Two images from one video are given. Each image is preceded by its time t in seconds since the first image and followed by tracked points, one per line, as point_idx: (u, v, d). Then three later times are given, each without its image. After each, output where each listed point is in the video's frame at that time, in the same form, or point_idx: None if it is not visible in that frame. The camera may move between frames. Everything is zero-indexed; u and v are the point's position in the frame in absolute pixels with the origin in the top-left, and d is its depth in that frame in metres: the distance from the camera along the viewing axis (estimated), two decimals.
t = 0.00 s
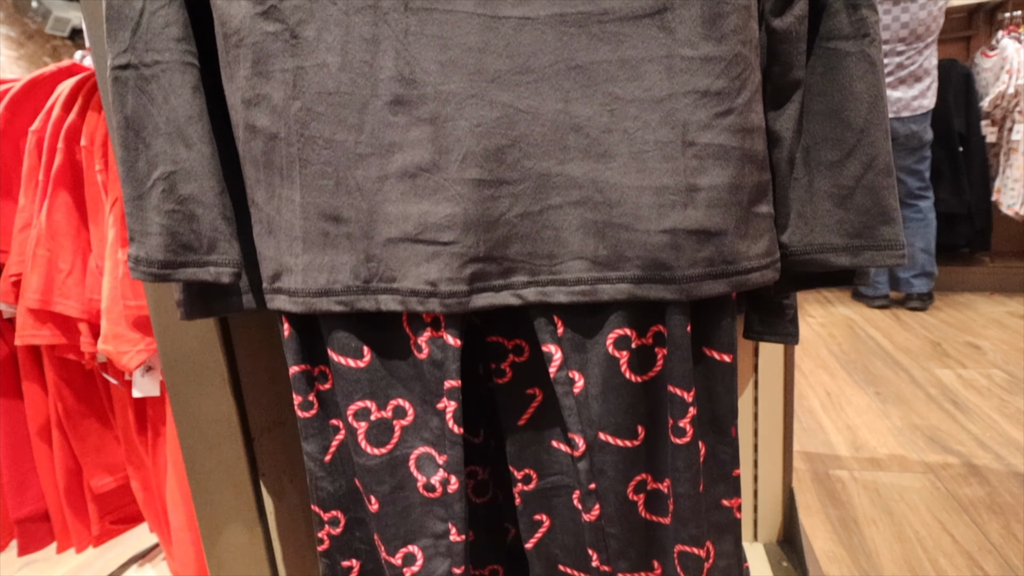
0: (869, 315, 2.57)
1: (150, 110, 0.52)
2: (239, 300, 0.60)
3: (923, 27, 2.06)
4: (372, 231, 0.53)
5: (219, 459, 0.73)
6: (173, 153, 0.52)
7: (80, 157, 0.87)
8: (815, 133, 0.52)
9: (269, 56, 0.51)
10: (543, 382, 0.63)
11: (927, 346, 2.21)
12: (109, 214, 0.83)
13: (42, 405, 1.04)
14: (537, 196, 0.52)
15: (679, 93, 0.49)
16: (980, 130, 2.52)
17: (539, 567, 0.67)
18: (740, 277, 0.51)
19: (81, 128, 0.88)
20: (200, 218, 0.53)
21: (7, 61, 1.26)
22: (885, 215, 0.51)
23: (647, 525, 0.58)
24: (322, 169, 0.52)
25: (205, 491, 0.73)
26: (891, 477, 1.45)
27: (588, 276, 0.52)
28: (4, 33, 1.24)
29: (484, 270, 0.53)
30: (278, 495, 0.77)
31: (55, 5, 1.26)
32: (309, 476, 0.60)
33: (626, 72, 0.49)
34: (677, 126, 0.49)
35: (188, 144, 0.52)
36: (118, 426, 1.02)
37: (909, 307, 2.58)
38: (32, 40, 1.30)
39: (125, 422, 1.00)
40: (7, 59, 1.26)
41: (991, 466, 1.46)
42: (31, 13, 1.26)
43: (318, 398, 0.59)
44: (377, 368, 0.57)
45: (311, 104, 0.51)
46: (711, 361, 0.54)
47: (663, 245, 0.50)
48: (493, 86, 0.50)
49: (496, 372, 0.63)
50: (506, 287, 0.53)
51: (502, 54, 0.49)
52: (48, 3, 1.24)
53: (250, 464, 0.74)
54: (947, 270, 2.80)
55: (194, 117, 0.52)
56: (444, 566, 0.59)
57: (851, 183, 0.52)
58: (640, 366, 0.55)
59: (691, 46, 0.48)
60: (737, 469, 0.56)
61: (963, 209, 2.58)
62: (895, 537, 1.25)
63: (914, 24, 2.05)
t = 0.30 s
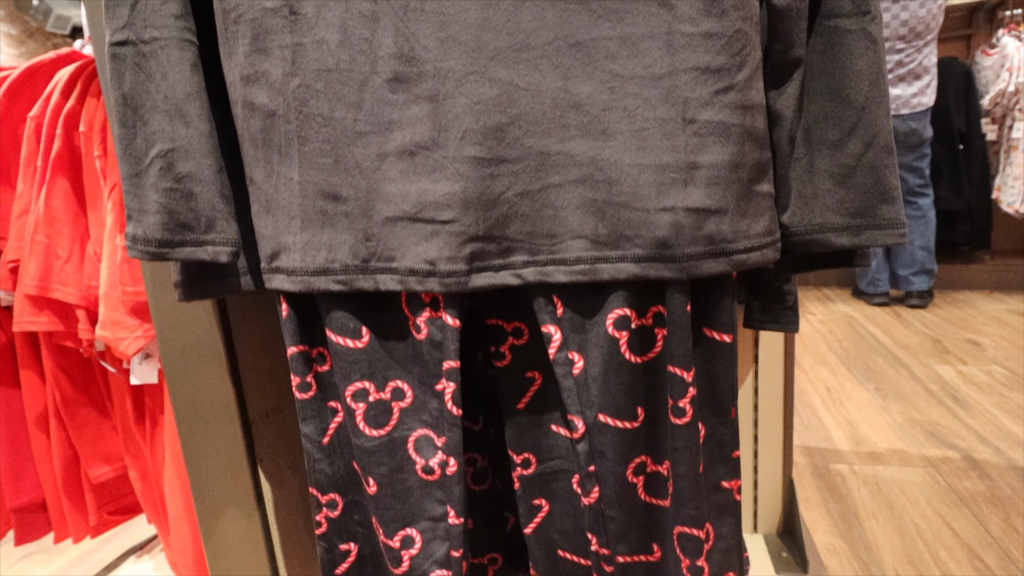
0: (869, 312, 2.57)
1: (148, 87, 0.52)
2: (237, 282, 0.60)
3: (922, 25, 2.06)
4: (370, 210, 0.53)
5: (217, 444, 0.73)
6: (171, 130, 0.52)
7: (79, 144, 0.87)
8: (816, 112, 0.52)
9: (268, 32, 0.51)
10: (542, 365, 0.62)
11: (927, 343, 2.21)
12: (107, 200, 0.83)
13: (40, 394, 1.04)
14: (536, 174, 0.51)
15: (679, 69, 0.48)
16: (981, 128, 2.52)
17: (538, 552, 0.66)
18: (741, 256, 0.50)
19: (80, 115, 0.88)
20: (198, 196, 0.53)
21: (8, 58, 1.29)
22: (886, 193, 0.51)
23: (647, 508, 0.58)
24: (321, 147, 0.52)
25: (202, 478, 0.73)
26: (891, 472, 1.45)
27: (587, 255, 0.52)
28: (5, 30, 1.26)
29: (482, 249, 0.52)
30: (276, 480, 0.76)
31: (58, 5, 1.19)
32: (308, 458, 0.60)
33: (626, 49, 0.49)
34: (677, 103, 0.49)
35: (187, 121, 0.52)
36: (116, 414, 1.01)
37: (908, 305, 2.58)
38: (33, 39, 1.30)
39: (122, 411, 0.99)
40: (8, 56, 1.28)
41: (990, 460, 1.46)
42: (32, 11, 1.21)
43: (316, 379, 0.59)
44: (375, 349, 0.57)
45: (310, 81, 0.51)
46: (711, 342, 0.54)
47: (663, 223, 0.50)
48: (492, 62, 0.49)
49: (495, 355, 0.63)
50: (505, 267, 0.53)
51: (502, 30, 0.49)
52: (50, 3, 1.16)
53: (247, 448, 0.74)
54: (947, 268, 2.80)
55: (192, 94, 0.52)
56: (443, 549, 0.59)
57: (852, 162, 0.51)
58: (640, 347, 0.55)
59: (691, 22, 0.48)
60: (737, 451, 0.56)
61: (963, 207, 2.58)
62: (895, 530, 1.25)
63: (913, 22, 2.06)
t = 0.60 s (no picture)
0: (867, 308, 2.57)
1: (143, 62, 0.52)
2: (233, 262, 0.59)
3: (920, 22, 2.06)
4: (367, 186, 0.52)
5: (212, 428, 0.72)
6: (165, 106, 0.52)
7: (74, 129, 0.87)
8: (814, 89, 0.52)
9: (264, 6, 0.51)
10: (540, 346, 0.62)
11: (924, 338, 2.21)
12: (103, 184, 0.83)
13: (34, 383, 1.04)
14: (534, 151, 0.51)
15: (678, 44, 0.48)
16: (979, 125, 2.50)
17: (536, 535, 0.66)
18: (740, 233, 0.50)
19: (75, 99, 0.87)
20: (193, 172, 0.53)
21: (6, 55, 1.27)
22: (884, 169, 0.50)
23: (644, 489, 0.58)
24: (317, 123, 0.52)
25: (198, 460, 0.73)
26: (888, 464, 1.45)
27: (586, 232, 0.51)
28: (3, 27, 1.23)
29: (480, 226, 0.52)
30: (272, 467, 0.75)
31: None
32: (303, 439, 0.59)
33: (624, 24, 0.49)
34: (675, 78, 0.49)
35: (182, 96, 0.52)
36: (111, 402, 1.01)
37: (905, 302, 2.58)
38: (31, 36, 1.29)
39: (118, 399, 0.99)
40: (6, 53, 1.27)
41: (987, 453, 1.47)
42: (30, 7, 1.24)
43: (312, 359, 0.58)
44: (372, 328, 0.57)
45: (306, 55, 0.51)
46: (709, 320, 0.53)
47: (662, 198, 0.50)
48: (490, 37, 0.49)
49: (492, 337, 0.63)
50: (503, 245, 0.53)
51: (499, 5, 0.49)
52: None
53: (243, 433, 0.73)
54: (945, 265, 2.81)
55: (188, 69, 0.52)
56: (439, 530, 0.59)
57: (851, 138, 0.51)
58: (637, 325, 0.55)
59: None
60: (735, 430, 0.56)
61: (961, 204, 2.58)
62: (893, 521, 1.25)
63: (911, 19, 2.05)
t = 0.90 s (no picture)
0: (863, 302, 2.57)
1: (134, 37, 0.52)
2: (227, 241, 0.59)
3: (915, 16, 2.06)
4: (361, 161, 0.52)
5: (207, 412, 0.72)
6: (157, 80, 0.52)
7: (67, 114, 0.86)
8: (810, 63, 0.51)
9: None
10: (535, 325, 0.62)
11: (921, 331, 2.22)
12: (95, 169, 0.82)
13: (28, 372, 1.03)
14: (529, 124, 0.51)
15: (673, 15, 0.48)
16: (974, 120, 2.51)
17: (533, 517, 0.66)
18: (736, 206, 0.50)
19: (68, 85, 0.87)
20: (186, 148, 0.53)
21: None
22: (881, 142, 0.50)
23: (641, 467, 0.58)
24: (311, 97, 0.51)
25: (193, 445, 0.72)
26: (886, 453, 1.45)
27: (581, 207, 0.51)
28: None
29: (475, 201, 0.52)
30: (268, 451, 0.75)
31: None
32: (298, 419, 0.59)
33: None
34: (671, 50, 0.48)
35: (174, 71, 0.52)
36: (105, 391, 1.00)
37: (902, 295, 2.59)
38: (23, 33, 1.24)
39: (113, 387, 0.98)
40: None
41: (983, 442, 1.47)
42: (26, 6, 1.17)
43: (307, 338, 0.58)
44: (367, 306, 0.56)
45: (299, 28, 0.50)
46: (705, 296, 0.53)
47: (657, 171, 0.50)
48: (484, 9, 0.49)
49: (488, 317, 0.62)
50: (498, 221, 0.52)
51: None
52: None
53: (239, 416, 0.73)
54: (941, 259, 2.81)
55: (180, 43, 0.52)
56: (436, 510, 0.59)
57: (847, 111, 0.51)
58: (634, 302, 0.54)
59: None
60: (732, 407, 0.56)
61: (956, 198, 2.59)
62: (890, 508, 1.25)
63: (907, 13, 2.06)
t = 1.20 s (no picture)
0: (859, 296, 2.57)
1: (126, 11, 0.51)
2: (220, 220, 0.59)
3: (910, 11, 2.07)
4: (356, 136, 0.52)
5: (201, 395, 0.71)
6: (150, 55, 0.52)
7: (60, 99, 0.85)
8: (807, 37, 0.51)
9: None
10: (532, 305, 0.62)
11: (917, 324, 2.22)
12: (88, 154, 0.81)
13: (21, 362, 1.02)
14: (524, 98, 0.50)
15: None
16: (969, 114, 2.51)
17: (530, 499, 0.66)
18: (733, 179, 0.50)
19: (61, 70, 0.86)
20: (178, 124, 0.52)
21: None
22: (877, 115, 0.50)
23: (638, 446, 0.58)
24: (305, 71, 0.51)
25: (187, 429, 0.72)
26: (883, 444, 1.46)
27: (577, 181, 0.51)
28: None
29: (471, 176, 0.52)
30: (262, 437, 0.75)
31: None
32: (293, 399, 0.58)
33: None
34: (666, 22, 0.48)
35: (167, 45, 0.52)
36: (99, 381, 0.99)
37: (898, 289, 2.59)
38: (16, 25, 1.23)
39: (106, 376, 0.97)
40: None
41: (980, 431, 1.48)
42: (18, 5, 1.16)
43: (301, 317, 0.58)
44: (362, 284, 0.56)
45: (293, 2, 0.50)
46: (702, 272, 0.53)
47: (653, 145, 0.49)
48: None
49: (484, 296, 0.62)
50: (494, 197, 0.52)
51: None
52: None
53: (233, 400, 0.72)
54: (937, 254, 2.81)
55: (173, 18, 0.52)
56: (432, 491, 0.58)
57: (843, 85, 0.50)
58: (631, 278, 0.54)
59: None
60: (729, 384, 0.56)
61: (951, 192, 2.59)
62: (887, 497, 1.25)
63: (902, 8, 2.07)
